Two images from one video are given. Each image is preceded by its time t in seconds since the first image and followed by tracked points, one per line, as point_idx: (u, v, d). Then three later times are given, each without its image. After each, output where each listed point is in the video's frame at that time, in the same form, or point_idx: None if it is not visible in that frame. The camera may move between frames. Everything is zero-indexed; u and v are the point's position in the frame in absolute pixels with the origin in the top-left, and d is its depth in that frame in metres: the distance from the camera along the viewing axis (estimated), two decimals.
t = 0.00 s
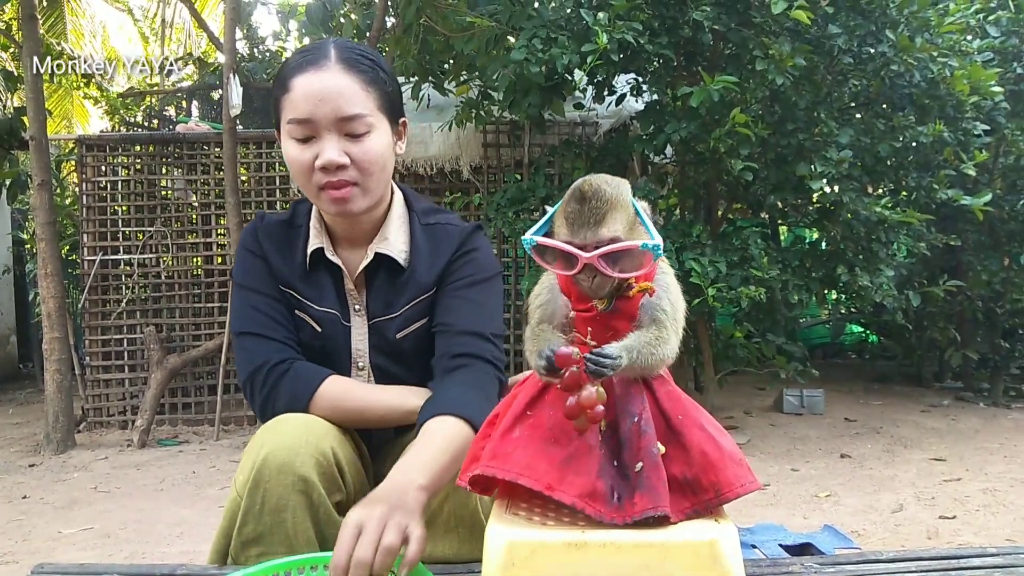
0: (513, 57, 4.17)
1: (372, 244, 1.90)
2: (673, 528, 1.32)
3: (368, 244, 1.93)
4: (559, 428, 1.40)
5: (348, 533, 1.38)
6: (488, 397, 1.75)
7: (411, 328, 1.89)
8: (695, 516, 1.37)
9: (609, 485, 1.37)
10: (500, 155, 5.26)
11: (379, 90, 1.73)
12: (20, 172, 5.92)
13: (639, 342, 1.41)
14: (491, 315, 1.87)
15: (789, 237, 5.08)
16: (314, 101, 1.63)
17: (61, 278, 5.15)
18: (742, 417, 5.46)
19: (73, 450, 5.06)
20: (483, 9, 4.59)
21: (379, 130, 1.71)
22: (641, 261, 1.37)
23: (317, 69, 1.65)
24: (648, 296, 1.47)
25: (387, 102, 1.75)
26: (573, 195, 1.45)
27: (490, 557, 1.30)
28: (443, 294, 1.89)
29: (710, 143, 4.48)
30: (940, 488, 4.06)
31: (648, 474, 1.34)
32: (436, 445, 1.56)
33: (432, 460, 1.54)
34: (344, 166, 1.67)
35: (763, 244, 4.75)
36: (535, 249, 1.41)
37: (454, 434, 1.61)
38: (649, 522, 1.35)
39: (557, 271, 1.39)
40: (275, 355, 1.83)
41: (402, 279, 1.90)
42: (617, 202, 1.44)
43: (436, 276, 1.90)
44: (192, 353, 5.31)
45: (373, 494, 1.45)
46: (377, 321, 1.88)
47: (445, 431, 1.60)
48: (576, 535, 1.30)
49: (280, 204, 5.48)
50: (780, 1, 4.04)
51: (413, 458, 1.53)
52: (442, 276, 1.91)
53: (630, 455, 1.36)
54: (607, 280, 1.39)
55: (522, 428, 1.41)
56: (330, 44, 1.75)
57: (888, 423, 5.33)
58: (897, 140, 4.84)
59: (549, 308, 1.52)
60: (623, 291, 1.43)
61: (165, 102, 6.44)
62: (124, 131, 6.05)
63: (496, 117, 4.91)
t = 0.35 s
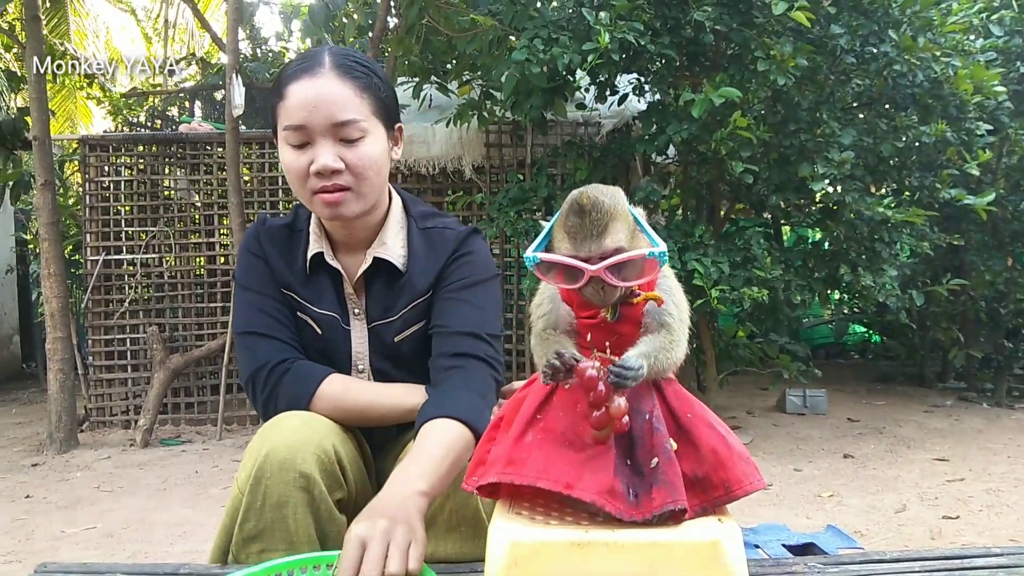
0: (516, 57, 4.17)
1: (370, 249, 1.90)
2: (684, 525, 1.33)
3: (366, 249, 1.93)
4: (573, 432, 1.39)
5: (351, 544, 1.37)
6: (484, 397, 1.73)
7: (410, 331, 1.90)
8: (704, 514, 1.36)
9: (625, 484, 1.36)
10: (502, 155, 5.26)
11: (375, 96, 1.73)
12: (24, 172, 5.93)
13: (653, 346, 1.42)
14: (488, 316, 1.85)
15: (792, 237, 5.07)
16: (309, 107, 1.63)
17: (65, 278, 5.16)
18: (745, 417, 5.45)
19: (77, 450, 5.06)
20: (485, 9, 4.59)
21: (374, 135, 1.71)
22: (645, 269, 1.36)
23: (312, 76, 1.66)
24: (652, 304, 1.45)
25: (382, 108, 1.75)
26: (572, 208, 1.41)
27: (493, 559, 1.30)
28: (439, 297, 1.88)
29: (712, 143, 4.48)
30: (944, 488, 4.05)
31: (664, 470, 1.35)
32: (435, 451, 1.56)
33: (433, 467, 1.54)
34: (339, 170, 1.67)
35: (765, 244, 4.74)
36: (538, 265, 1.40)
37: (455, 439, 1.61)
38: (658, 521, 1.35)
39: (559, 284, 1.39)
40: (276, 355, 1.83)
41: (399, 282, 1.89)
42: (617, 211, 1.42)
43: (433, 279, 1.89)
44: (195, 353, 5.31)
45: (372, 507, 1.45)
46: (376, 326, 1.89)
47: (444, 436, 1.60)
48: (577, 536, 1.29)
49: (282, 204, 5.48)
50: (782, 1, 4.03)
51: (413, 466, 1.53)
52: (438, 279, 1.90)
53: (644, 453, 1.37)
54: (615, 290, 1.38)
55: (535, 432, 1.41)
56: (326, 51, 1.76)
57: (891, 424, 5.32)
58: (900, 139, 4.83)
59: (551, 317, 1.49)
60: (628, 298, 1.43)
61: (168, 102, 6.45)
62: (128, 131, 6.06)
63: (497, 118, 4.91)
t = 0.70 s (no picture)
0: (516, 57, 4.16)
1: (370, 246, 1.89)
2: (684, 526, 1.32)
3: (366, 247, 1.92)
4: (575, 428, 1.37)
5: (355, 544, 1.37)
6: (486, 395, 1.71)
7: (410, 329, 1.88)
8: (705, 516, 1.36)
9: (625, 484, 1.35)
10: (502, 155, 5.25)
11: (374, 94, 1.72)
12: (23, 173, 5.91)
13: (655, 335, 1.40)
14: (487, 313, 1.83)
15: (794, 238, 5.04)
16: (309, 105, 1.62)
17: (63, 279, 5.14)
18: (746, 418, 5.44)
19: (75, 451, 5.05)
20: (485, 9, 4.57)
21: (374, 132, 1.69)
22: (647, 257, 1.35)
23: (312, 74, 1.65)
24: (655, 299, 1.44)
25: (382, 106, 1.74)
26: (576, 195, 1.41)
27: (495, 560, 1.28)
28: (438, 294, 1.87)
29: (713, 144, 4.47)
30: (945, 490, 4.04)
31: (664, 471, 1.32)
32: (433, 447, 1.54)
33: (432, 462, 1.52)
34: (339, 167, 1.65)
35: (767, 245, 4.73)
36: (540, 252, 1.39)
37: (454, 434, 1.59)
38: (657, 523, 1.34)
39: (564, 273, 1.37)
40: (278, 352, 1.81)
41: (400, 279, 1.88)
42: (620, 202, 1.40)
43: (432, 276, 1.87)
44: (195, 354, 5.30)
45: (372, 501, 1.44)
46: (376, 323, 1.87)
47: (441, 430, 1.58)
48: (580, 536, 1.28)
49: (282, 205, 5.47)
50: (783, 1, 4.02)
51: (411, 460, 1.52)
52: (438, 276, 1.89)
53: (645, 453, 1.35)
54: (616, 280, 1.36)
55: (537, 428, 1.39)
56: (324, 50, 1.74)
57: (892, 426, 5.30)
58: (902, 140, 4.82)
59: (561, 312, 1.48)
60: (632, 294, 1.42)
61: (167, 102, 6.43)
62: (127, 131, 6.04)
63: (498, 119, 4.90)
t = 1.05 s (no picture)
0: (518, 58, 4.17)
1: (373, 245, 1.90)
2: (686, 526, 1.33)
3: (370, 246, 1.93)
4: (575, 425, 1.38)
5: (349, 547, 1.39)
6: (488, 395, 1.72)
7: (413, 328, 1.89)
8: (709, 514, 1.36)
9: (626, 481, 1.35)
10: (504, 156, 5.26)
11: (381, 94, 1.73)
12: (26, 173, 5.93)
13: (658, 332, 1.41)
14: (489, 314, 1.84)
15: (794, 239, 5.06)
16: (317, 104, 1.64)
17: (66, 279, 5.16)
18: (746, 418, 5.45)
19: (78, 451, 5.06)
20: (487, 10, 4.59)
21: (380, 132, 1.70)
22: (643, 256, 1.38)
23: (319, 74, 1.67)
24: (660, 296, 1.46)
25: (389, 106, 1.76)
26: (574, 196, 1.45)
27: (497, 558, 1.30)
28: (441, 293, 1.88)
29: (713, 145, 4.48)
30: (945, 491, 4.05)
31: (666, 470, 1.33)
32: (433, 444, 1.56)
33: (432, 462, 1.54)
34: (345, 165, 1.66)
35: (767, 246, 4.74)
36: (538, 248, 1.43)
37: (453, 433, 1.60)
38: (658, 522, 1.34)
39: (560, 269, 1.42)
40: (283, 349, 1.82)
41: (402, 279, 1.90)
42: (620, 201, 1.44)
43: (435, 276, 1.89)
44: (197, 354, 5.31)
45: (371, 502, 1.45)
46: (379, 322, 1.89)
47: (438, 429, 1.59)
48: (582, 536, 1.29)
49: (284, 205, 5.48)
50: (784, 2, 4.03)
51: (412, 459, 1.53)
52: (440, 276, 1.90)
53: (646, 452, 1.35)
54: (611, 277, 1.40)
55: (537, 426, 1.40)
56: (332, 51, 1.76)
57: (893, 426, 5.31)
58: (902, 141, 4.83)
59: (559, 310, 1.50)
60: (634, 289, 1.44)
61: (169, 103, 6.45)
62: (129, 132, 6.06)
63: (499, 119, 4.91)
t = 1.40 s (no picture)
0: (521, 58, 4.17)
1: (377, 242, 1.92)
2: (685, 528, 1.32)
3: (374, 243, 1.94)
4: (572, 428, 1.40)
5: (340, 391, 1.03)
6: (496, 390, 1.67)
7: (418, 324, 1.90)
8: (708, 519, 1.35)
9: (622, 487, 1.37)
10: (506, 156, 5.25)
11: (388, 91, 1.73)
12: (29, 173, 5.95)
13: (659, 344, 1.44)
14: (496, 314, 1.83)
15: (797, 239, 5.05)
16: (323, 97, 1.64)
17: (69, 278, 5.16)
18: (749, 419, 5.45)
19: (81, 450, 5.07)
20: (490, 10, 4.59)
21: (386, 127, 1.70)
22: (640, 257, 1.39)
23: (328, 68, 1.67)
24: (663, 304, 1.48)
25: (395, 103, 1.76)
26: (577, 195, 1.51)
27: (499, 556, 1.29)
28: (446, 290, 1.88)
29: (717, 145, 4.48)
30: (948, 491, 4.05)
31: (663, 475, 1.34)
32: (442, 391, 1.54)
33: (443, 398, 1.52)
34: (349, 158, 1.66)
35: (770, 246, 4.73)
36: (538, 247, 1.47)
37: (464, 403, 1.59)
38: (658, 524, 1.34)
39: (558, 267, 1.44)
40: (287, 348, 1.80)
41: (407, 275, 1.90)
42: (619, 202, 1.48)
43: (441, 273, 1.89)
44: (199, 353, 5.31)
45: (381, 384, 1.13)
46: (383, 318, 1.90)
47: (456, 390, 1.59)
48: (584, 537, 1.29)
49: (287, 205, 5.49)
50: (787, 2, 4.03)
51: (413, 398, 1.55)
52: (445, 273, 1.90)
53: (645, 456, 1.37)
54: (608, 277, 1.41)
55: (535, 427, 1.41)
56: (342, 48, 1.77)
57: (895, 427, 5.31)
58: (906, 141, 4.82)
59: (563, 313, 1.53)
60: (636, 294, 1.46)
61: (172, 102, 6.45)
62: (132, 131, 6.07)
63: (501, 119, 4.91)
